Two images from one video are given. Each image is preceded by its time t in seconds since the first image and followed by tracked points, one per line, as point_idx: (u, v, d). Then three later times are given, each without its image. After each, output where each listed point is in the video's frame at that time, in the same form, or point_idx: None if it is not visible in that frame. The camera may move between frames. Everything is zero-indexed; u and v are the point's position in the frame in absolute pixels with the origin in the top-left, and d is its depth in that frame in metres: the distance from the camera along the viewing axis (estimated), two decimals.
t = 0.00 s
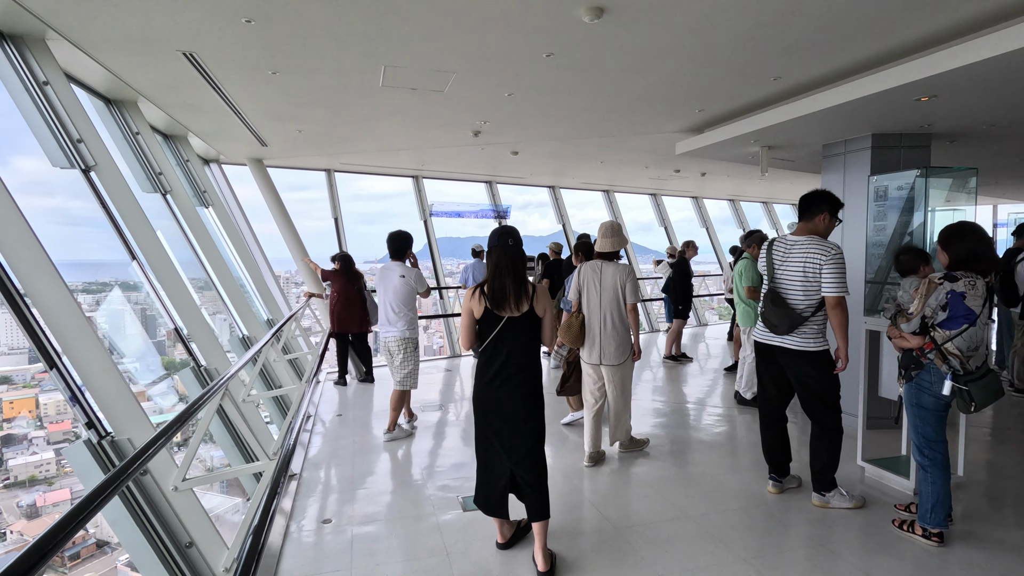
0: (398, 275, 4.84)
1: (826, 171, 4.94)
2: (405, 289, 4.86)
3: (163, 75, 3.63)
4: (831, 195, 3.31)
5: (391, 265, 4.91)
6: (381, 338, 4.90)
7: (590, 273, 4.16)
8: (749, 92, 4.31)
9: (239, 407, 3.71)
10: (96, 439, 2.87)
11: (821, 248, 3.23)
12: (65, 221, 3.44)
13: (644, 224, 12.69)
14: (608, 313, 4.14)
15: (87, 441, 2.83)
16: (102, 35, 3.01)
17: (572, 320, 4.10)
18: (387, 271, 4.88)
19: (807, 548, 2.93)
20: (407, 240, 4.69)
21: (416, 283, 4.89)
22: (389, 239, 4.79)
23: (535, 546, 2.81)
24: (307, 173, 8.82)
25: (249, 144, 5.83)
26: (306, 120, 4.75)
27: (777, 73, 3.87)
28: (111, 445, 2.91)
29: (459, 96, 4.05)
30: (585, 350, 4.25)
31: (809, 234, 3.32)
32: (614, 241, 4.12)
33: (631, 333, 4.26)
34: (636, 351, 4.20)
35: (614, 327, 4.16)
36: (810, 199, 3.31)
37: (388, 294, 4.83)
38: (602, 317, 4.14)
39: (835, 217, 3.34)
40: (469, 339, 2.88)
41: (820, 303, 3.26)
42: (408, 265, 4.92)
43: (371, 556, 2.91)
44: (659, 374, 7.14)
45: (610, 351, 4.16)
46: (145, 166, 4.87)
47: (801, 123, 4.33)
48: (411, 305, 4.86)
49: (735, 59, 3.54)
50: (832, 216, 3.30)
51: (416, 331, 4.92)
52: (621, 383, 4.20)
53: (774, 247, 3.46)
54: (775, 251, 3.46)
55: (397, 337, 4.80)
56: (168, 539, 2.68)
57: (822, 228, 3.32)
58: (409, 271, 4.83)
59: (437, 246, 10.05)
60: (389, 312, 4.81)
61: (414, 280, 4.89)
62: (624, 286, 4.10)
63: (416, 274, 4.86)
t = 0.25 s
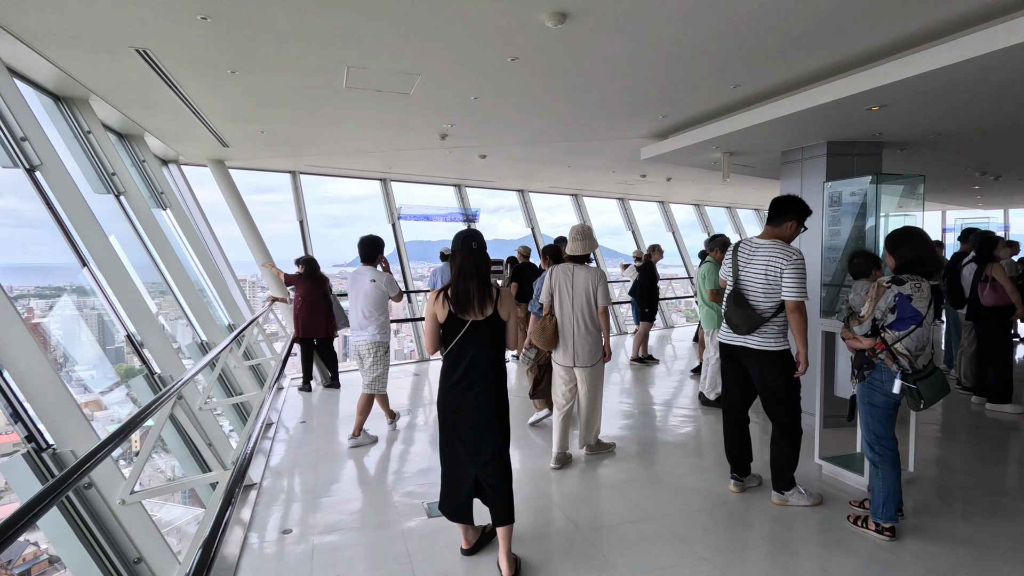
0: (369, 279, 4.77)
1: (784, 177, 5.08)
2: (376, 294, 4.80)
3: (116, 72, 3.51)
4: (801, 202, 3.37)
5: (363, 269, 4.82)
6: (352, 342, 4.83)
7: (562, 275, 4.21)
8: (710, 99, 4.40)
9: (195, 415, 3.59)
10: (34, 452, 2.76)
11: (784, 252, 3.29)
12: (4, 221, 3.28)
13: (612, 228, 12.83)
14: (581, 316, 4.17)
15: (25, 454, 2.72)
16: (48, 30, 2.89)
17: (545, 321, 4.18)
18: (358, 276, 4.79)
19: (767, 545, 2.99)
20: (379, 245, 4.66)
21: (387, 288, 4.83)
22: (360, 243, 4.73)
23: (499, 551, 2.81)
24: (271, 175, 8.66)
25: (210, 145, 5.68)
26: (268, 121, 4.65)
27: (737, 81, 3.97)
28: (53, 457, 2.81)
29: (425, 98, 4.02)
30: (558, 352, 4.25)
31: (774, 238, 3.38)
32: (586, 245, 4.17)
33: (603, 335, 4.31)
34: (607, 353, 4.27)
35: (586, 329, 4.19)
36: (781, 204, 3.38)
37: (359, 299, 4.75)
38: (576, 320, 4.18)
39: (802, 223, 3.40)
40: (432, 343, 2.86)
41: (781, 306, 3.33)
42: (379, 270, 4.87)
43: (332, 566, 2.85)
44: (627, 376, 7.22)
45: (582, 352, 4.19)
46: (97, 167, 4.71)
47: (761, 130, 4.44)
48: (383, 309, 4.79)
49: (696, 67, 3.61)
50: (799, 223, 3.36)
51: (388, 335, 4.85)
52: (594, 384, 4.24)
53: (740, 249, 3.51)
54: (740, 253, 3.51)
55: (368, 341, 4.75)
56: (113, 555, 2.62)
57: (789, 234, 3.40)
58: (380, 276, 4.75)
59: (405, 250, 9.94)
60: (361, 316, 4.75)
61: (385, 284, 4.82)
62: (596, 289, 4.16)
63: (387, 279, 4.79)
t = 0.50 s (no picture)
0: (341, 282, 4.72)
1: (748, 181, 5.20)
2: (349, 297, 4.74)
3: (65, 68, 3.37)
4: (770, 206, 3.40)
5: (335, 272, 4.77)
6: (325, 346, 4.75)
7: (535, 277, 4.23)
8: (676, 104, 4.46)
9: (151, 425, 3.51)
10: None
11: (751, 254, 3.34)
12: None
13: (583, 231, 12.91)
14: (556, 318, 4.19)
15: None
16: None
17: (522, 322, 4.17)
18: (329, 279, 4.73)
19: (732, 544, 3.03)
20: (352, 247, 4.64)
21: (360, 290, 4.77)
22: (332, 247, 4.73)
23: (466, 556, 2.79)
24: (235, 176, 8.43)
25: (169, 144, 5.51)
26: (230, 120, 4.54)
27: (701, 86, 4.03)
28: None
29: (392, 99, 3.98)
30: (533, 354, 4.25)
31: (741, 241, 3.43)
32: (561, 248, 4.19)
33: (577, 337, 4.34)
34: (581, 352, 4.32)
35: (560, 331, 4.21)
36: (750, 208, 3.40)
37: (331, 302, 4.68)
38: (550, 322, 4.19)
39: (769, 227, 3.45)
40: (398, 348, 2.81)
41: (746, 307, 3.38)
42: (351, 273, 4.83)
43: None
44: (597, 378, 7.26)
45: (555, 355, 4.20)
46: (45, 166, 4.54)
47: (725, 135, 4.53)
48: (356, 312, 4.72)
49: (662, 71, 3.65)
50: (767, 227, 3.42)
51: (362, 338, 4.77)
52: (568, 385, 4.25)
53: (708, 252, 3.55)
54: (709, 255, 3.55)
55: (341, 344, 4.66)
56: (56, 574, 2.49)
57: (756, 237, 3.45)
58: (352, 278, 4.70)
59: (374, 253, 9.81)
60: (334, 318, 4.68)
61: (358, 286, 4.76)
62: (570, 292, 4.20)
63: (359, 281, 4.74)
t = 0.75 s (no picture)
0: (319, 283, 4.64)
1: (721, 184, 5.28)
2: (327, 298, 4.66)
3: (22, 63, 3.25)
4: (745, 209, 3.44)
5: (311, 273, 4.68)
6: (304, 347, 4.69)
7: (515, 279, 4.21)
8: (649, 107, 4.50)
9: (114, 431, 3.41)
10: None
11: (726, 256, 3.38)
12: None
13: (560, 232, 12.96)
14: (536, 320, 4.18)
15: None
16: None
17: (500, 326, 4.12)
18: (307, 280, 4.64)
19: (705, 543, 3.06)
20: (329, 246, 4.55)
21: (338, 291, 4.71)
22: (308, 247, 4.60)
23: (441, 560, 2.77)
24: (204, 175, 8.25)
25: (135, 143, 5.37)
26: (198, 119, 4.44)
27: (674, 89, 4.07)
28: None
29: (364, 99, 3.93)
30: (513, 356, 4.24)
31: (717, 243, 3.46)
32: (540, 249, 4.15)
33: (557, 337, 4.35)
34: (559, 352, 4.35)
35: (539, 332, 4.20)
36: (725, 210, 3.44)
37: (308, 303, 4.60)
38: (530, 324, 4.19)
39: (745, 228, 3.48)
40: (371, 350, 2.79)
41: (720, 308, 3.42)
42: (329, 273, 4.75)
43: None
44: (575, 379, 7.28)
45: (535, 356, 4.20)
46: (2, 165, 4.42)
47: (697, 138, 4.58)
48: (335, 313, 4.65)
49: (635, 74, 3.68)
50: (742, 228, 3.44)
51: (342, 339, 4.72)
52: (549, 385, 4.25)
53: (685, 253, 3.58)
54: (685, 257, 3.59)
55: (320, 347, 4.58)
56: None
57: (732, 239, 3.49)
58: (330, 279, 4.64)
59: (349, 254, 9.69)
60: (314, 320, 4.59)
61: (335, 286, 4.69)
62: (550, 294, 4.22)
63: (337, 282, 4.68)
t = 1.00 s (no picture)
0: (286, 284, 4.50)
1: (684, 188, 5.39)
2: (294, 299, 4.52)
3: None
4: (710, 211, 3.48)
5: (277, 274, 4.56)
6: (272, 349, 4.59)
7: (486, 281, 4.18)
8: (614, 111, 4.54)
9: (60, 444, 3.28)
10: None
11: (691, 259, 3.42)
12: None
13: (529, 235, 13.00)
14: (507, 323, 4.17)
15: None
16: None
17: (470, 329, 4.10)
18: (273, 282, 4.51)
19: (669, 542, 3.10)
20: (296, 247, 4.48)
21: (305, 292, 4.56)
22: (275, 248, 4.52)
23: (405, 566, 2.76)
24: (162, 175, 7.99)
25: (86, 141, 5.17)
26: (153, 117, 4.30)
27: (638, 94, 4.13)
28: None
29: (327, 99, 3.87)
30: (484, 358, 4.22)
31: (682, 246, 3.51)
32: (511, 253, 4.18)
33: (527, 339, 4.35)
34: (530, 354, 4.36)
35: (510, 334, 4.20)
36: (690, 213, 3.48)
37: (276, 305, 4.48)
38: (501, 327, 4.17)
39: (709, 231, 3.54)
40: (332, 355, 2.74)
41: (686, 310, 3.46)
42: (297, 275, 4.62)
43: None
44: (544, 381, 7.29)
45: (505, 358, 4.19)
46: None
47: (661, 143, 4.65)
48: (304, 315, 4.53)
49: (599, 78, 3.71)
50: (707, 231, 3.50)
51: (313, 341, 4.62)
52: (519, 386, 4.25)
53: (651, 256, 3.62)
54: (652, 259, 3.63)
55: (290, 349, 4.49)
56: None
57: (697, 241, 3.53)
58: (296, 280, 4.49)
59: (314, 256, 9.51)
60: (282, 321, 4.47)
61: (303, 288, 4.55)
62: (522, 297, 4.22)
63: (304, 283, 4.53)
